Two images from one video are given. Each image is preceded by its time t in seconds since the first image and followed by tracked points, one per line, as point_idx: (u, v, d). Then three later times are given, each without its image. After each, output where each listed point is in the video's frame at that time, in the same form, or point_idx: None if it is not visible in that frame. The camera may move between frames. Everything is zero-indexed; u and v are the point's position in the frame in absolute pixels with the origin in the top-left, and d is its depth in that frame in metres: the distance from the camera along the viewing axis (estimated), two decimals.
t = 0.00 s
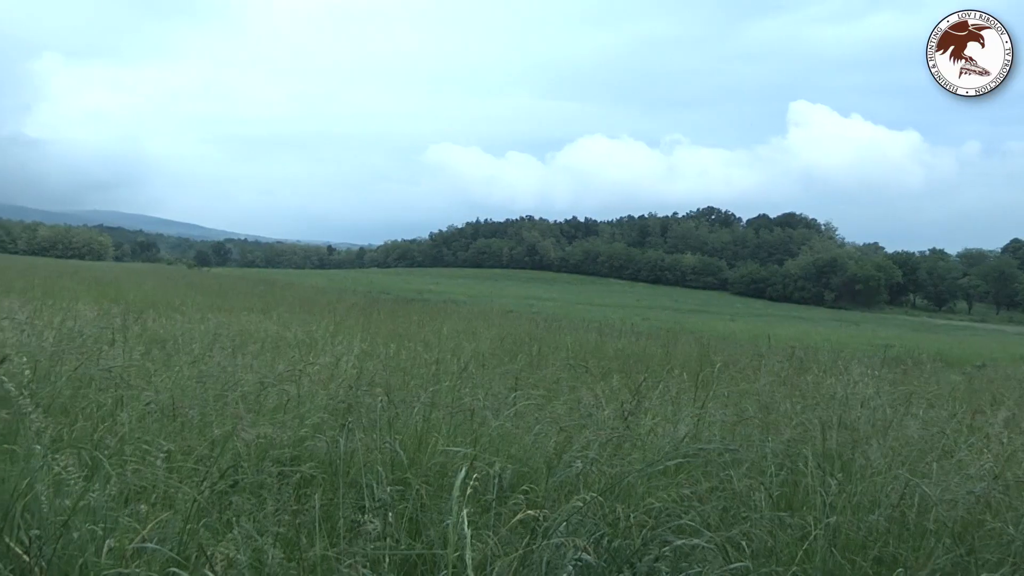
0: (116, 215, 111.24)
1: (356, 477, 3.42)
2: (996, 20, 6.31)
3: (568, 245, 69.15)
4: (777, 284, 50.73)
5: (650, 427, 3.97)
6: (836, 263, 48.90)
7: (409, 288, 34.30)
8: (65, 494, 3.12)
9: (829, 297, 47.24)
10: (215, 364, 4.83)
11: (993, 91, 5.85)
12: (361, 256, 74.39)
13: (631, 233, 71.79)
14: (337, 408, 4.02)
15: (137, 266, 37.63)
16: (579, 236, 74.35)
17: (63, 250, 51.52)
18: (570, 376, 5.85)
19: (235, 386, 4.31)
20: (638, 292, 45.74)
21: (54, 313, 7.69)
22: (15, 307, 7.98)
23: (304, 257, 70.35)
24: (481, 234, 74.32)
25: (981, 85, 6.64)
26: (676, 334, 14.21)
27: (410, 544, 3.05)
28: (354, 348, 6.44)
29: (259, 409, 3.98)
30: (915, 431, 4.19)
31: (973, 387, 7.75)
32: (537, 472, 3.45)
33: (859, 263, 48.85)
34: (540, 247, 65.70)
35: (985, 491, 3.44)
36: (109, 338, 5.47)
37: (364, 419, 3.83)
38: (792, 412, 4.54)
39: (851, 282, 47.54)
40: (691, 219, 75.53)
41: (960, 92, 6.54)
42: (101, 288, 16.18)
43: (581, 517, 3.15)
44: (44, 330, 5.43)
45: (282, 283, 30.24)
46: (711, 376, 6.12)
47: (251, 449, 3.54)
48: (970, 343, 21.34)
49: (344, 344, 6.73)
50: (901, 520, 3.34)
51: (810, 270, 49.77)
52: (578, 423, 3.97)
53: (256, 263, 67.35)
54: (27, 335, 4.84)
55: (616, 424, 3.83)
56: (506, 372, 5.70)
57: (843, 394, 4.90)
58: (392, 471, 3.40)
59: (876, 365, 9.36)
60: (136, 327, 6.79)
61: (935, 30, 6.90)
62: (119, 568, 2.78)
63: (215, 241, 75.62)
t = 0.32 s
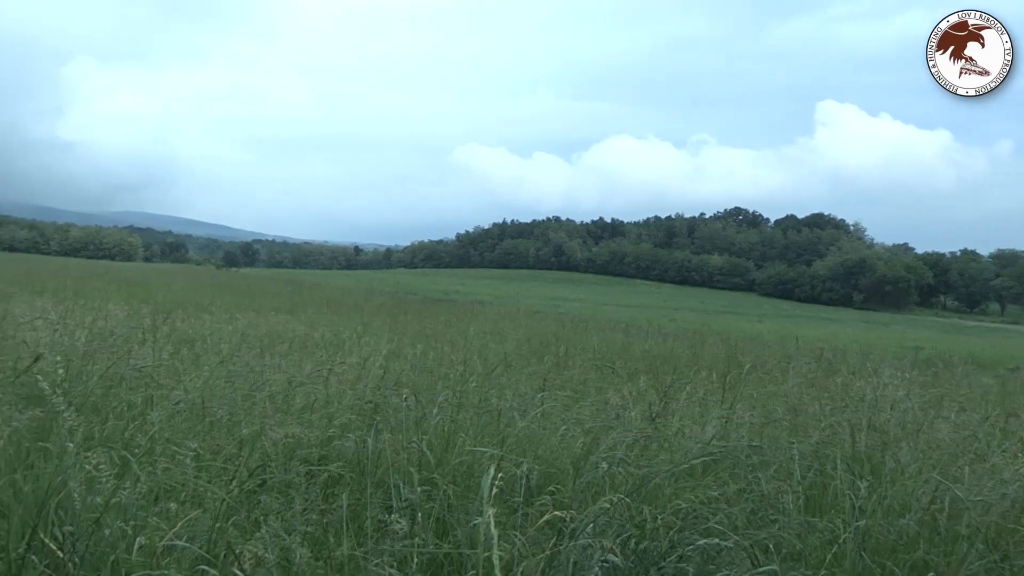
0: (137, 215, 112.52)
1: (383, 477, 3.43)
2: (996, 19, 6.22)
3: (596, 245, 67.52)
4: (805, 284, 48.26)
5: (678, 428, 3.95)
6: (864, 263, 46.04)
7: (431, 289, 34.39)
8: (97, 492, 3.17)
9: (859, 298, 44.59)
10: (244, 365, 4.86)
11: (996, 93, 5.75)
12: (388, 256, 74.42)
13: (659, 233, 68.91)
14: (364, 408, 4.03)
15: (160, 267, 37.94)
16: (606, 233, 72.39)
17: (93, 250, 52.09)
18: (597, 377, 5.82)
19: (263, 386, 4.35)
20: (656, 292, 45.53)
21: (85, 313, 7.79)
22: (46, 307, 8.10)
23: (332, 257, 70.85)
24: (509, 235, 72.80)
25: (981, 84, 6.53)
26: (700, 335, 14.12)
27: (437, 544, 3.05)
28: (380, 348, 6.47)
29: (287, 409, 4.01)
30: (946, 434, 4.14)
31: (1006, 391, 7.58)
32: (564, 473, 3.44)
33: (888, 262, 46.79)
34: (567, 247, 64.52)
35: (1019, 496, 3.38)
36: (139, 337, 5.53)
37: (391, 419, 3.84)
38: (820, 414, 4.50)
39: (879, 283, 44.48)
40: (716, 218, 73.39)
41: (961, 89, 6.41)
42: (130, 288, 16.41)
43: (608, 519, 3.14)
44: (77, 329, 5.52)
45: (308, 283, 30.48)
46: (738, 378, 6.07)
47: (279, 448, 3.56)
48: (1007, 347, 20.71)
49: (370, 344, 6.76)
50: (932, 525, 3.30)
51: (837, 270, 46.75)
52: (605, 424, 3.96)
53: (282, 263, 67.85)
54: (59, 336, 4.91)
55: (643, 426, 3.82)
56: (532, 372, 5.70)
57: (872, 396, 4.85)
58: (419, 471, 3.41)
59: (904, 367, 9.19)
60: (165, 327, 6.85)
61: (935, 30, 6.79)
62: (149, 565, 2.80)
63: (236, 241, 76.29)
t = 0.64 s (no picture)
0: (162, 215, 113.90)
1: (411, 477, 3.44)
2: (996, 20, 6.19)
3: (625, 245, 66.46)
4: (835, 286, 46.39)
5: (707, 430, 3.92)
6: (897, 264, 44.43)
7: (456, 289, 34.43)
8: (130, 489, 3.21)
9: (891, 300, 42.98)
10: (274, 364, 4.89)
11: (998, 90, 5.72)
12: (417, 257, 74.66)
13: (688, 233, 67.35)
14: (393, 408, 4.05)
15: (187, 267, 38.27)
16: (636, 234, 70.84)
17: (125, 249, 52.69)
18: (626, 377, 5.81)
19: (293, 386, 4.38)
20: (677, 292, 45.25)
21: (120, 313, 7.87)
22: (81, 306, 8.23)
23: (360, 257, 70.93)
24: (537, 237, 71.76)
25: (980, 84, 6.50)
26: (730, 336, 13.95)
27: (466, 544, 3.05)
28: (409, 349, 6.49)
29: (317, 408, 4.03)
30: (981, 438, 4.09)
31: None
32: (593, 474, 3.44)
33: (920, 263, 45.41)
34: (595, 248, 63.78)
35: None
36: (171, 336, 5.60)
37: (420, 419, 3.85)
38: (851, 416, 4.46)
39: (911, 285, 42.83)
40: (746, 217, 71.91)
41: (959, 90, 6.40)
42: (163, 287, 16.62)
43: (638, 520, 3.13)
44: (111, 330, 5.61)
45: (337, 283, 30.68)
46: (768, 380, 6.03)
47: (308, 447, 3.59)
48: None
49: (399, 344, 6.79)
50: (967, 530, 3.25)
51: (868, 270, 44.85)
52: (634, 424, 3.95)
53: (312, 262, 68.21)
54: (93, 336, 4.99)
55: (672, 427, 3.80)
56: (561, 373, 5.70)
57: (904, 399, 4.79)
58: (448, 471, 3.42)
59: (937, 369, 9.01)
60: (197, 327, 6.92)
61: (935, 30, 6.78)
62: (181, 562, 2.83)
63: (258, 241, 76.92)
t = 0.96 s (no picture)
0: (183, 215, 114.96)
1: (439, 476, 3.45)
2: (994, 20, 6.14)
3: (653, 245, 64.96)
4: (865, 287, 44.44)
5: (737, 430, 3.90)
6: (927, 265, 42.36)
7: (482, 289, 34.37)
8: (161, 486, 3.25)
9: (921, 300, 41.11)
10: (302, 363, 4.92)
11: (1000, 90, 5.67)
12: (444, 256, 74.97)
13: (716, 233, 65.52)
14: (421, 407, 4.06)
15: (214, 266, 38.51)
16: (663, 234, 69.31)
17: (152, 249, 53.19)
18: (654, 377, 5.79)
19: (321, 385, 4.41)
20: (696, 292, 44.93)
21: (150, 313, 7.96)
22: (113, 305, 8.35)
23: (389, 257, 70.86)
24: (565, 236, 70.97)
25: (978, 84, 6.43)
26: (758, 336, 13.79)
27: (494, 543, 3.05)
28: (436, 348, 6.51)
29: (345, 407, 4.05)
30: (1015, 441, 4.04)
31: None
32: (621, 474, 3.43)
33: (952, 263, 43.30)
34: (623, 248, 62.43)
35: None
36: (201, 335, 5.67)
37: (447, 418, 3.86)
38: (881, 417, 4.42)
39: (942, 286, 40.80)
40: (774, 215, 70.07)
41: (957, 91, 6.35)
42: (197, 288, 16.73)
43: (666, 521, 3.11)
44: (144, 329, 5.69)
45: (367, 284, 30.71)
46: (796, 381, 5.99)
47: (336, 445, 3.60)
48: None
49: (426, 343, 6.81)
50: (1000, 534, 3.21)
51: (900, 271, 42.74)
52: (662, 425, 3.94)
53: (341, 261, 68.20)
54: (124, 336, 5.08)
55: (700, 428, 3.79)
56: (589, 372, 5.69)
57: (935, 400, 4.74)
58: (476, 471, 3.43)
59: (970, 370, 8.83)
60: (226, 326, 6.98)
61: (934, 30, 6.73)
62: (211, 558, 2.86)
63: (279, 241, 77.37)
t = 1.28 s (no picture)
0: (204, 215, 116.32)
1: (467, 476, 3.46)
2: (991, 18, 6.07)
3: (679, 245, 64.10)
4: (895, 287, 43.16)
5: (765, 432, 3.88)
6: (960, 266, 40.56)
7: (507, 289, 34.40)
8: (191, 484, 3.28)
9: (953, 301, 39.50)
10: (330, 363, 4.96)
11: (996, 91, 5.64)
12: (471, 256, 75.31)
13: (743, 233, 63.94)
14: (449, 407, 4.08)
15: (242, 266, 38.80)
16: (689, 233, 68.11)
17: (183, 249, 53.70)
18: (682, 379, 5.78)
19: (349, 384, 4.44)
20: (714, 292, 44.71)
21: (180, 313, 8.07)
22: (143, 304, 8.47)
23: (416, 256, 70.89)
24: (591, 235, 70.32)
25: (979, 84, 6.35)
26: (785, 337, 13.65)
27: (521, 544, 3.05)
28: (463, 349, 6.52)
29: (373, 407, 4.08)
30: None
31: None
32: (649, 475, 3.43)
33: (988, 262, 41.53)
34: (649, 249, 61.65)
35: None
36: (230, 335, 5.76)
37: (475, 418, 3.87)
38: (912, 420, 4.39)
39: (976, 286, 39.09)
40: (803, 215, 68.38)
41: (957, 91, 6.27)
42: (228, 288, 16.90)
43: (693, 523, 3.10)
44: (174, 329, 5.78)
45: (395, 284, 30.73)
46: (825, 382, 5.95)
47: (364, 444, 3.63)
48: None
49: (453, 344, 6.82)
50: None
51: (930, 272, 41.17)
52: (690, 427, 3.93)
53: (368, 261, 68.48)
54: (154, 336, 5.19)
55: (728, 429, 3.77)
56: (616, 373, 5.67)
57: (966, 404, 4.68)
58: (503, 471, 3.43)
59: (1004, 374, 8.69)
60: (255, 325, 7.06)
61: (933, 31, 6.66)
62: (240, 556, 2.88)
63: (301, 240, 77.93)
